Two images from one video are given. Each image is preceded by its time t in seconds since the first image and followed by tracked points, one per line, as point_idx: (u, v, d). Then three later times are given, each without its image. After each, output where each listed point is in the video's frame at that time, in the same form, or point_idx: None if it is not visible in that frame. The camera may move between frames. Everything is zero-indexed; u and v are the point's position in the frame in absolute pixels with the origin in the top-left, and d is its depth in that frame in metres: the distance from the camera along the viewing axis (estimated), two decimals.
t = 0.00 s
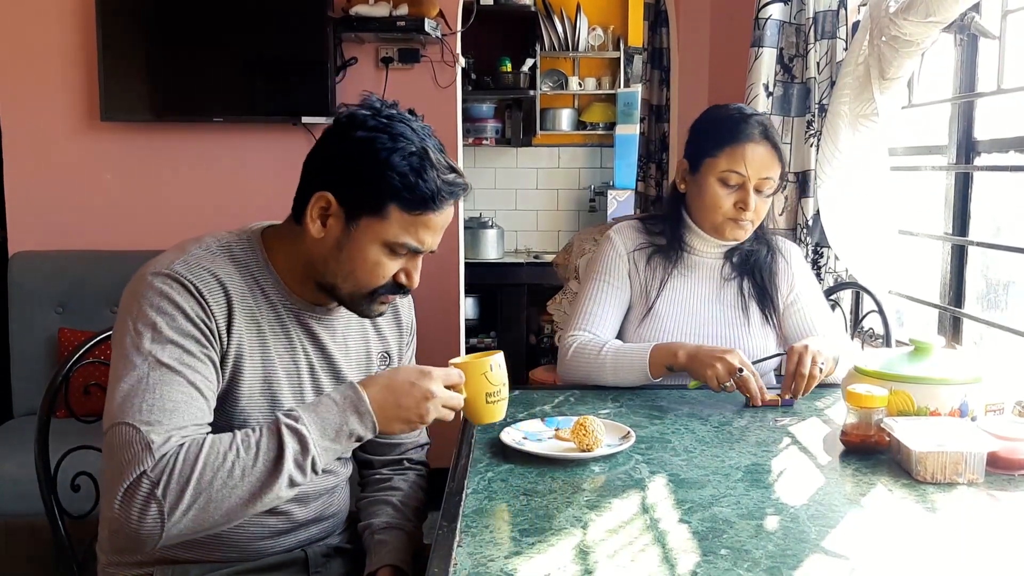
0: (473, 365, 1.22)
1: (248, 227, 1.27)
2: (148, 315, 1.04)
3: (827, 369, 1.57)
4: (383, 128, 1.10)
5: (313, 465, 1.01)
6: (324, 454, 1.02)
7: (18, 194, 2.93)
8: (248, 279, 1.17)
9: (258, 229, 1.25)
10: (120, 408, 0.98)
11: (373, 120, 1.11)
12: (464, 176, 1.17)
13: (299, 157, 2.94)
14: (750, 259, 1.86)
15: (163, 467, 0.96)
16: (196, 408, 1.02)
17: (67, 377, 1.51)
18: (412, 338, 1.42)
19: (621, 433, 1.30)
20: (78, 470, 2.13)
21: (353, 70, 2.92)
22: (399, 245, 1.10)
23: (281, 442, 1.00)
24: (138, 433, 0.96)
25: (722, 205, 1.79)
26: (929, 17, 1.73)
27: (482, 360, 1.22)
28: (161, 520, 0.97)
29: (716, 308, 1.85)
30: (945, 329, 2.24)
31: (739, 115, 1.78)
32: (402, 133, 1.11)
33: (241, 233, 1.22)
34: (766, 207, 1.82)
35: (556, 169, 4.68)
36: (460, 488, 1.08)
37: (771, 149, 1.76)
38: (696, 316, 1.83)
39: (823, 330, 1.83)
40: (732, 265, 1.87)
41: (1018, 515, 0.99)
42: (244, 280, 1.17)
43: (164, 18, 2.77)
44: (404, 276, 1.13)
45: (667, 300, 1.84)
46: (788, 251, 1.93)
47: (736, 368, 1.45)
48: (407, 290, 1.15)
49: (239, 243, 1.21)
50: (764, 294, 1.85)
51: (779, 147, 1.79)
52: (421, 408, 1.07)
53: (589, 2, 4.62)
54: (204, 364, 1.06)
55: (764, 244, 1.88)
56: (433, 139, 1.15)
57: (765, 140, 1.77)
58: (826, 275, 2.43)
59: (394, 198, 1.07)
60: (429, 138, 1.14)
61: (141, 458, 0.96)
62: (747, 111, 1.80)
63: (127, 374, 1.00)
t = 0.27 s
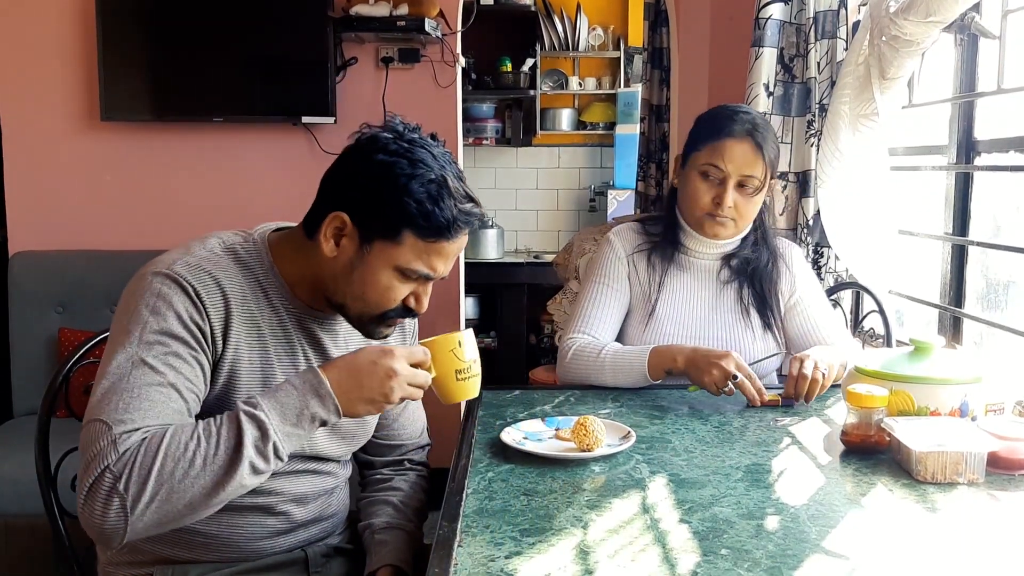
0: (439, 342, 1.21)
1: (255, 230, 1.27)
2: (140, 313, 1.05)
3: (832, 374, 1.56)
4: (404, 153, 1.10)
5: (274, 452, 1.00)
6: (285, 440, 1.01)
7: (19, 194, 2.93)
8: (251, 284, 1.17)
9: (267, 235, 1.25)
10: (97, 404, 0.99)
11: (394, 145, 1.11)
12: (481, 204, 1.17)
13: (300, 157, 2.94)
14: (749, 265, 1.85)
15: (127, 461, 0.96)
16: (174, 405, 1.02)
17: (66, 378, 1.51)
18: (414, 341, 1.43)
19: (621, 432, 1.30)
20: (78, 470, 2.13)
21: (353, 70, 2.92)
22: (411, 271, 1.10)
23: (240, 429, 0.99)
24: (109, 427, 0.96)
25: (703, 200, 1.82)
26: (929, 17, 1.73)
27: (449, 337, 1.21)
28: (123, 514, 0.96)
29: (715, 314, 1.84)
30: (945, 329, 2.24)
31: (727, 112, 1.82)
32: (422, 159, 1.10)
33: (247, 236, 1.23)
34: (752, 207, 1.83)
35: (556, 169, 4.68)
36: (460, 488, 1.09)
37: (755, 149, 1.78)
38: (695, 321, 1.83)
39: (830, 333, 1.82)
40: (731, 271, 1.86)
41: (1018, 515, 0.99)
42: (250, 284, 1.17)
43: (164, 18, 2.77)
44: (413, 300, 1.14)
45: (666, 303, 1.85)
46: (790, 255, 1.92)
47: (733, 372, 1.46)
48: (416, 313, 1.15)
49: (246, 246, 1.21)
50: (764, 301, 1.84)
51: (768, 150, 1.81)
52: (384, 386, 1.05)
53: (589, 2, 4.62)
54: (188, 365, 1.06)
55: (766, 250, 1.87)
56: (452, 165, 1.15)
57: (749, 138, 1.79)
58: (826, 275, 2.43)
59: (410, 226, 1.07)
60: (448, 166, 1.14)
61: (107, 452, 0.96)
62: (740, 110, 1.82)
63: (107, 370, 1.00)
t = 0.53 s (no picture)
0: (424, 329, 1.18)
1: (255, 231, 1.27)
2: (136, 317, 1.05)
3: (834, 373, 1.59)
4: (406, 160, 1.10)
5: (261, 447, 1.00)
6: (271, 434, 1.01)
7: (19, 194, 2.93)
8: (252, 286, 1.17)
9: (266, 236, 1.25)
10: (90, 407, 0.99)
11: (397, 150, 1.11)
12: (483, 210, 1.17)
13: (300, 157, 2.94)
14: (738, 265, 1.85)
15: (115, 463, 0.96)
16: (166, 407, 1.02)
17: (67, 378, 1.51)
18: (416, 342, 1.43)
19: (622, 433, 1.30)
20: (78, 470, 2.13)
21: (353, 70, 2.92)
22: (412, 278, 1.10)
23: (226, 424, 0.99)
24: (100, 430, 0.97)
25: (685, 198, 1.83)
26: (929, 18, 1.73)
27: (434, 323, 1.19)
28: (113, 516, 0.97)
29: (705, 314, 1.84)
30: (945, 330, 2.24)
31: (706, 111, 1.83)
32: (424, 165, 1.10)
33: (249, 238, 1.23)
34: (736, 205, 1.84)
35: (556, 169, 4.68)
36: (460, 488, 1.09)
37: (735, 145, 1.80)
38: (686, 321, 1.83)
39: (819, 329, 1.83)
40: (720, 272, 1.86)
41: (1018, 515, 0.99)
42: (249, 287, 1.17)
43: (165, 17, 2.77)
44: (414, 305, 1.15)
45: (656, 303, 1.85)
46: (778, 255, 1.92)
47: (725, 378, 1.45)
48: (413, 317, 1.17)
49: (247, 248, 1.21)
50: (755, 301, 1.84)
51: (749, 148, 1.82)
52: (369, 373, 1.05)
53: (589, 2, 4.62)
54: (184, 368, 1.06)
55: (753, 249, 1.88)
56: (455, 171, 1.15)
57: (728, 135, 1.80)
58: (826, 276, 2.42)
59: (411, 232, 1.07)
60: (450, 172, 1.14)
61: (97, 455, 0.96)
62: (721, 108, 1.84)
63: (101, 373, 1.01)
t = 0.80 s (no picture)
0: (418, 326, 1.19)
1: (254, 232, 1.27)
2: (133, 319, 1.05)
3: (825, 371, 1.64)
4: (405, 161, 1.10)
5: (257, 448, 1.00)
6: (268, 434, 1.01)
7: (19, 194, 2.93)
8: (250, 288, 1.17)
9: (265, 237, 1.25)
10: (88, 410, 0.99)
11: (396, 152, 1.11)
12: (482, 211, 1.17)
13: (299, 157, 2.94)
14: (743, 264, 1.85)
15: (112, 465, 0.96)
16: (163, 409, 1.02)
17: (66, 379, 1.51)
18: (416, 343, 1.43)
19: (621, 433, 1.30)
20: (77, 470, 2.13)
21: (353, 70, 2.92)
22: (412, 279, 1.11)
23: (223, 425, 0.99)
24: (97, 433, 0.97)
25: (689, 199, 1.83)
26: (929, 18, 1.73)
27: (428, 319, 1.19)
28: (111, 518, 0.96)
29: (711, 313, 1.84)
30: (944, 330, 2.24)
31: (708, 111, 1.83)
32: (423, 167, 1.10)
33: (248, 239, 1.23)
34: (741, 204, 1.83)
35: (556, 169, 4.68)
36: (459, 489, 1.09)
37: (738, 146, 1.80)
38: (693, 321, 1.83)
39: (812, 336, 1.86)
40: (726, 271, 1.86)
41: (1017, 516, 1.00)
42: (248, 288, 1.17)
43: (164, 17, 2.76)
44: (415, 307, 1.16)
45: (662, 303, 1.84)
46: (783, 256, 1.92)
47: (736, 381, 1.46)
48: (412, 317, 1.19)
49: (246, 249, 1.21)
50: (761, 299, 1.84)
51: (752, 148, 1.81)
52: (365, 370, 1.05)
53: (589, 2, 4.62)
54: (181, 370, 1.06)
55: (757, 248, 1.88)
56: (454, 173, 1.15)
57: (730, 135, 1.80)
58: (825, 276, 2.41)
59: (411, 233, 1.07)
60: (449, 173, 1.14)
61: (94, 457, 0.96)
62: (721, 109, 1.84)
63: (98, 376, 1.01)
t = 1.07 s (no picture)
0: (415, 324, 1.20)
1: (253, 233, 1.27)
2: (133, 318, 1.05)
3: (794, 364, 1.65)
4: (403, 162, 1.10)
5: (256, 448, 1.00)
6: (267, 432, 1.01)
7: (18, 194, 2.92)
8: (249, 287, 1.17)
9: (263, 237, 1.24)
10: (87, 410, 0.99)
11: (393, 153, 1.11)
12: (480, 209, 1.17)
13: (299, 157, 2.94)
14: (749, 265, 1.85)
15: (112, 465, 0.96)
16: (162, 409, 1.02)
17: (65, 379, 1.51)
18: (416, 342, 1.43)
19: (620, 433, 1.30)
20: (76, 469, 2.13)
21: (352, 70, 2.92)
22: (411, 280, 1.11)
23: (222, 425, 0.99)
24: (97, 433, 0.97)
25: (701, 204, 1.80)
26: (928, 19, 1.73)
27: (426, 316, 1.20)
28: (110, 518, 0.96)
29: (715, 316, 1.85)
30: (943, 331, 2.24)
31: (719, 113, 1.79)
32: (421, 167, 1.10)
33: (246, 239, 1.23)
34: (753, 206, 1.81)
35: (556, 169, 4.68)
36: (458, 488, 1.09)
37: (751, 148, 1.77)
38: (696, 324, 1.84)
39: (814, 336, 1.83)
40: (732, 272, 1.86)
41: (1015, 516, 1.00)
42: (247, 288, 1.17)
43: (164, 17, 2.76)
44: (414, 307, 1.17)
45: (665, 307, 1.85)
46: (787, 259, 1.91)
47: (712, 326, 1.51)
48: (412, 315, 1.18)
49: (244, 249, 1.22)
50: (765, 301, 1.85)
51: (763, 149, 1.79)
52: (362, 368, 1.05)
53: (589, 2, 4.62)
54: (180, 370, 1.06)
55: (764, 250, 1.88)
56: (452, 172, 1.15)
57: (743, 138, 1.77)
58: (824, 276, 2.41)
59: (410, 234, 1.07)
60: (447, 173, 1.14)
61: (93, 457, 0.96)
62: (731, 111, 1.80)
63: (97, 376, 1.01)
